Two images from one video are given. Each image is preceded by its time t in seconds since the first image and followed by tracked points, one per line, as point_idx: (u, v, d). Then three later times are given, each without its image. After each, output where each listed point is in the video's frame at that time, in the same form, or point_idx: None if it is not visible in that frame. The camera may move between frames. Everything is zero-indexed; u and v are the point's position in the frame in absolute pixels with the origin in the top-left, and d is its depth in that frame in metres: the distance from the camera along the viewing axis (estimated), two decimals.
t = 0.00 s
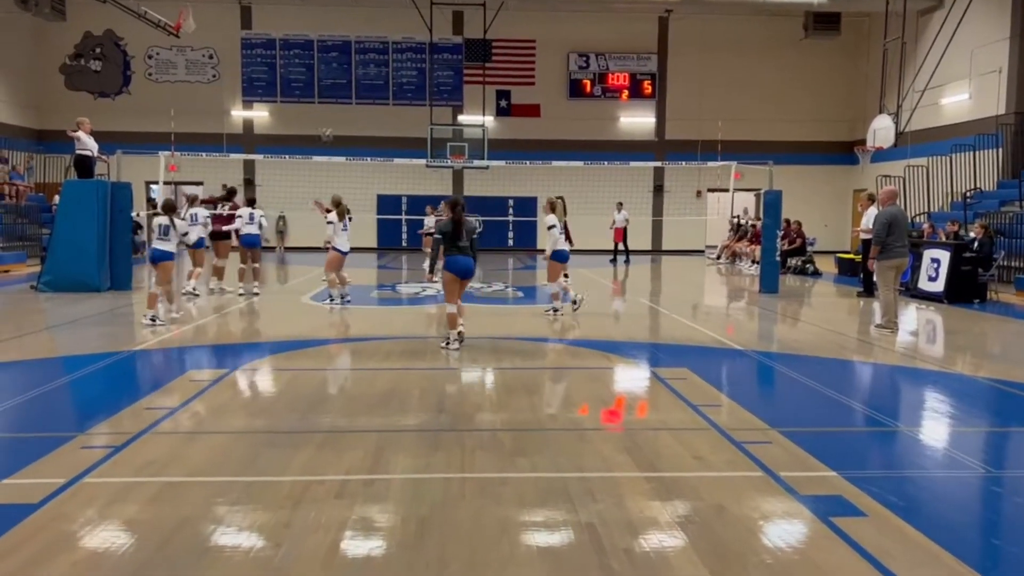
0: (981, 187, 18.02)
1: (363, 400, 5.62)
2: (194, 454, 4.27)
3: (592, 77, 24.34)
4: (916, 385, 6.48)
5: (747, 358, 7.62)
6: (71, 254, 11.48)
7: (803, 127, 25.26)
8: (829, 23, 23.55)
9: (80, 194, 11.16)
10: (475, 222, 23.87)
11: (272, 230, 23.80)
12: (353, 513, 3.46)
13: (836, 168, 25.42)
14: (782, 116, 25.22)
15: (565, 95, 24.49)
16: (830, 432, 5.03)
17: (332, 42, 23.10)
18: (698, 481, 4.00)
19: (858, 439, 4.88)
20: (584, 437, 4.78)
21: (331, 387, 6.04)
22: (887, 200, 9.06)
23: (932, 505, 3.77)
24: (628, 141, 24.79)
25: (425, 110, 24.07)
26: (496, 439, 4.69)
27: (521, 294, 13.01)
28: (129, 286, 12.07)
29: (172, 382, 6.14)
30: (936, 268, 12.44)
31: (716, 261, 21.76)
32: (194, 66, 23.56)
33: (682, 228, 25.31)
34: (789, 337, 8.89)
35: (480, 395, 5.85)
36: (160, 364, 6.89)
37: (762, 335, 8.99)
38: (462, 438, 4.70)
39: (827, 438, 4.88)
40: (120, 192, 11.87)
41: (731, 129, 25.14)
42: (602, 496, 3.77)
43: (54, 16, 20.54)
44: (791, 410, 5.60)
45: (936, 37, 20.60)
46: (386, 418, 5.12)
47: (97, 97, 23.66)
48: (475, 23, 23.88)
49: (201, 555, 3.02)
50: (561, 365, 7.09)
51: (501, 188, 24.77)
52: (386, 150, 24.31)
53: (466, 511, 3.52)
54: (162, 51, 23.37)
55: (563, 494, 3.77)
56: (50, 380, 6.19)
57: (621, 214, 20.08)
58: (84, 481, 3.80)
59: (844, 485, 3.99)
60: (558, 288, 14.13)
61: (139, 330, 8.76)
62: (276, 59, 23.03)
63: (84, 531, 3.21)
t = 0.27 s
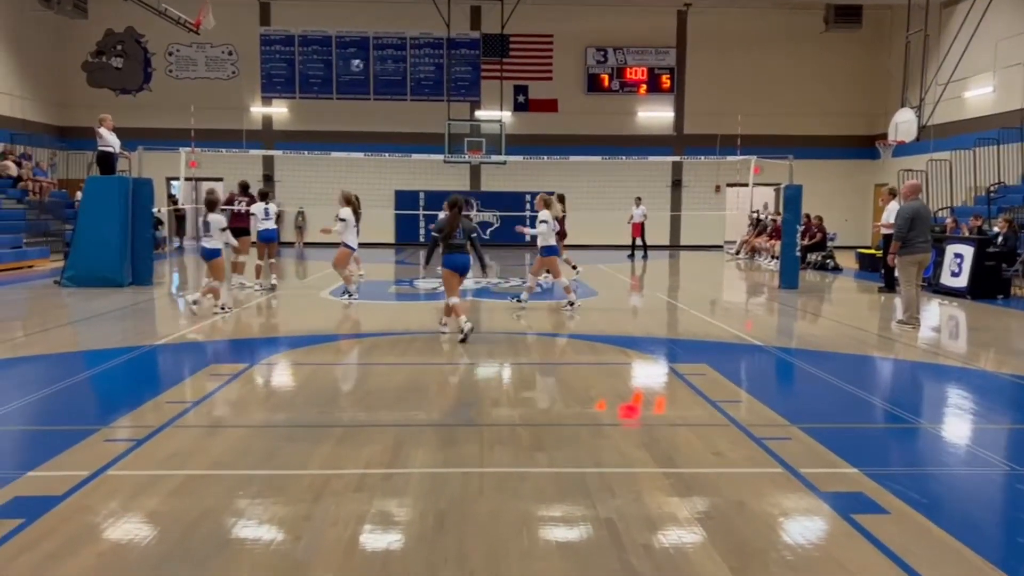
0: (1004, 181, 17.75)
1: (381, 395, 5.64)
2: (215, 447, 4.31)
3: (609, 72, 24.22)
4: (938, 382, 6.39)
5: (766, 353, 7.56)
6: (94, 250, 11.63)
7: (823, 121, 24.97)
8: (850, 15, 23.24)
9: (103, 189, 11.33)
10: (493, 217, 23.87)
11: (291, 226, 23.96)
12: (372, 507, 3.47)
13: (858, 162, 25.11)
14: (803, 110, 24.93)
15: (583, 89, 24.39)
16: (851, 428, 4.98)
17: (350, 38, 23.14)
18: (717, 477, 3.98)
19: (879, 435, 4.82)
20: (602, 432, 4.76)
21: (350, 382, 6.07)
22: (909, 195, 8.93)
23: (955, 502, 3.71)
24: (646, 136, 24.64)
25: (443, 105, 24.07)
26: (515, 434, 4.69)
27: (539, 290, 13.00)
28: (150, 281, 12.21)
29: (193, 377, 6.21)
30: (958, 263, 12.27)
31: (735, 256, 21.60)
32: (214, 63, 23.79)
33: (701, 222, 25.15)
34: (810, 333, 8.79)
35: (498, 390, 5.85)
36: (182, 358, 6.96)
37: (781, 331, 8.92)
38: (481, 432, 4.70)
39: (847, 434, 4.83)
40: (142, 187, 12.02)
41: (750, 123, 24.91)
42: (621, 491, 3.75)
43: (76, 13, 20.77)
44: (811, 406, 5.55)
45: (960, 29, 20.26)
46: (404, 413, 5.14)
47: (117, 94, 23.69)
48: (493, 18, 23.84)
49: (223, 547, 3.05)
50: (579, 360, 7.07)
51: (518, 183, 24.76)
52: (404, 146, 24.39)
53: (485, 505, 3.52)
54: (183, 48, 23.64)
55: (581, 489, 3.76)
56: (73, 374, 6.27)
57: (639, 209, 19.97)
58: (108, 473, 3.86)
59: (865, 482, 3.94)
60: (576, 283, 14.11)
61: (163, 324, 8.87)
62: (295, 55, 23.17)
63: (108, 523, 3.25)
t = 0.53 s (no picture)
0: None
1: (402, 389, 5.65)
2: (239, 441, 4.35)
3: (629, 64, 24.07)
4: (965, 376, 6.29)
5: (789, 347, 7.48)
6: (118, 246, 11.79)
7: (847, 112, 24.60)
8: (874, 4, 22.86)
9: (128, 186, 11.49)
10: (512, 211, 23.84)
11: (312, 221, 24.13)
12: (394, 501, 3.49)
13: (883, 153, 24.71)
14: (826, 101, 24.57)
15: (603, 82, 24.25)
16: (875, 423, 4.91)
17: (370, 33, 23.27)
18: (740, 472, 3.94)
19: (904, 430, 4.75)
20: (623, 426, 4.74)
21: (371, 376, 6.10)
22: (936, 186, 8.75)
23: (982, 497, 3.65)
24: (667, 129, 24.45)
25: (462, 99, 24.08)
26: (535, 428, 4.68)
27: (558, 284, 12.96)
28: (173, 277, 12.38)
29: (216, 371, 6.28)
30: (986, 256, 12.03)
31: (757, 249, 21.38)
32: (236, 59, 23.95)
33: (722, 216, 24.92)
34: (833, 327, 8.68)
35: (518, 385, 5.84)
36: (206, 353, 7.04)
37: (804, 325, 8.82)
38: (502, 426, 4.70)
39: (872, 429, 4.76)
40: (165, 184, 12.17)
41: (773, 115, 24.61)
42: (643, 486, 3.73)
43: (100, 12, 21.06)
44: (834, 400, 5.48)
45: (987, 18, 19.83)
46: (425, 407, 5.15)
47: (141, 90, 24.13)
48: (512, 12, 23.77)
49: (246, 540, 3.07)
50: (600, 354, 7.05)
51: (538, 177, 24.71)
52: (423, 141, 24.41)
53: (506, 499, 3.52)
54: (205, 45, 23.86)
55: (603, 483, 3.75)
56: (99, 368, 6.36)
57: (660, 202, 19.83)
58: (134, 466, 3.91)
59: (890, 477, 3.88)
60: (596, 277, 14.06)
61: (187, 319, 8.98)
62: (315, 50, 23.25)
63: (134, 515, 3.29)
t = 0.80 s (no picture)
0: None
1: (420, 383, 5.66)
2: (258, 434, 4.38)
3: (646, 55, 23.88)
4: (988, 366, 6.18)
5: (809, 338, 7.40)
6: (138, 241, 11.92)
7: (868, 100, 24.25)
8: None
9: (147, 181, 11.60)
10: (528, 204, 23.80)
11: (329, 215, 24.28)
12: (412, 493, 3.49)
13: (904, 142, 24.34)
14: (847, 90, 24.23)
15: (619, 73, 24.10)
16: (896, 414, 4.84)
17: (386, 26, 23.33)
18: (760, 465, 3.90)
19: (925, 421, 4.68)
20: (641, 419, 4.71)
21: (390, 369, 6.11)
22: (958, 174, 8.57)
23: (1005, 489, 3.59)
24: (684, 119, 24.25)
25: (478, 92, 24.05)
26: (553, 421, 4.67)
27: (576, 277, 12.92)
28: (192, 271, 12.48)
29: (236, 365, 6.33)
30: (1009, 245, 11.83)
31: (776, 240, 21.19)
32: (252, 54, 24.08)
33: (740, 206, 24.71)
34: (854, 318, 8.57)
35: (536, 377, 5.83)
36: (225, 347, 7.09)
37: (824, 316, 8.72)
38: (520, 419, 4.69)
39: (893, 421, 4.70)
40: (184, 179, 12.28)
41: (792, 104, 24.33)
42: (661, 479, 3.71)
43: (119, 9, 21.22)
44: (855, 392, 5.42)
45: (1009, 6, 19.40)
46: (442, 400, 5.16)
47: (159, 87, 24.00)
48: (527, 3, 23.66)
49: (266, 532, 3.09)
50: (617, 347, 7.01)
51: (554, 169, 24.65)
52: (439, 134, 24.40)
53: (524, 492, 3.52)
54: (222, 40, 23.99)
55: (621, 476, 3.73)
56: (121, 363, 6.44)
57: (677, 193, 19.69)
58: (156, 459, 3.95)
59: (912, 469, 3.83)
60: (613, 269, 14.01)
61: (207, 313, 9.07)
62: (332, 45, 23.44)
63: (156, 508, 3.33)
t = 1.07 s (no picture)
0: None
1: (430, 376, 5.66)
2: (270, 429, 4.40)
3: (655, 46, 23.73)
4: (1002, 357, 6.12)
5: (820, 330, 7.35)
6: (149, 237, 11.99)
7: (879, 90, 24.01)
8: None
9: (157, 178, 11.66)
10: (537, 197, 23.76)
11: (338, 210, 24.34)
12: (424, 487, 3.50)
13: (917, 131, 24.09)
14: (858, 80, 24.01)
15: (627, 65, 23.98)
16: (909, 405, 4.81)
17: (394, 21, 23.40)
18: (772, 457, 3.88)
19: (938, 412, 4.65)
20: (653, 412, 4.70)
21: (400, 363, 6.12)
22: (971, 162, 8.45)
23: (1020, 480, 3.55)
24: (693, 111, 24.10)
25: (486, 86, 23.99)
26: (564, 414, 4.66)
27: (585, 270, 12.89)
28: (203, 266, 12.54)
29: (247, 359, 6.36)
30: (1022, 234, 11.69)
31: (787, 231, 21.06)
32: (261, 49, 24.11)
33: (750, 198, 24.57)
34: (866, 309, 8.51)
35: (545, 371, 5.82)
36: (237, 342, 7.13)
37: (836, 307, 8.66)
38: (531, 412, 4.69)
39: (905, 412, 4.66)
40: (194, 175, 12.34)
41: (802, 94, 24.14)
42: (673, 471, 3.69)
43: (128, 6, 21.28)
44: (867, 384, 5.38)
45: None
46: (453, 394, 5.16)
47: (168, 84, 24.23)
48: None
49: (278, 526, 3.11)
50: (627, 339, 6.99)
51: (562, 162, 24.59)
52: (448, 127, 24.35)
53: (536, 485, 3.52)
54: (230, 36, 24.03)
55: (633, 469, 3.72)
56: (133, 358, 6.48)
57: (687, 185, 19.59)
58: (169, 454, 3.98)
59: (926, 460, 3.80)
60: (623, 262, 13.99)
61: (218, 308, 9.11)
62: (340, 40, 23.49)
63: (169, 503, 3.35)
